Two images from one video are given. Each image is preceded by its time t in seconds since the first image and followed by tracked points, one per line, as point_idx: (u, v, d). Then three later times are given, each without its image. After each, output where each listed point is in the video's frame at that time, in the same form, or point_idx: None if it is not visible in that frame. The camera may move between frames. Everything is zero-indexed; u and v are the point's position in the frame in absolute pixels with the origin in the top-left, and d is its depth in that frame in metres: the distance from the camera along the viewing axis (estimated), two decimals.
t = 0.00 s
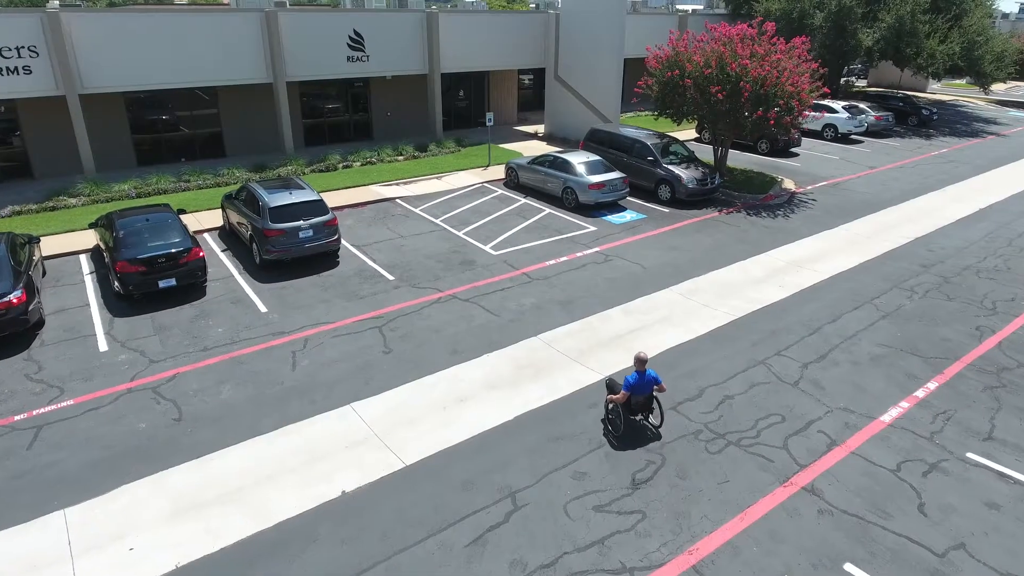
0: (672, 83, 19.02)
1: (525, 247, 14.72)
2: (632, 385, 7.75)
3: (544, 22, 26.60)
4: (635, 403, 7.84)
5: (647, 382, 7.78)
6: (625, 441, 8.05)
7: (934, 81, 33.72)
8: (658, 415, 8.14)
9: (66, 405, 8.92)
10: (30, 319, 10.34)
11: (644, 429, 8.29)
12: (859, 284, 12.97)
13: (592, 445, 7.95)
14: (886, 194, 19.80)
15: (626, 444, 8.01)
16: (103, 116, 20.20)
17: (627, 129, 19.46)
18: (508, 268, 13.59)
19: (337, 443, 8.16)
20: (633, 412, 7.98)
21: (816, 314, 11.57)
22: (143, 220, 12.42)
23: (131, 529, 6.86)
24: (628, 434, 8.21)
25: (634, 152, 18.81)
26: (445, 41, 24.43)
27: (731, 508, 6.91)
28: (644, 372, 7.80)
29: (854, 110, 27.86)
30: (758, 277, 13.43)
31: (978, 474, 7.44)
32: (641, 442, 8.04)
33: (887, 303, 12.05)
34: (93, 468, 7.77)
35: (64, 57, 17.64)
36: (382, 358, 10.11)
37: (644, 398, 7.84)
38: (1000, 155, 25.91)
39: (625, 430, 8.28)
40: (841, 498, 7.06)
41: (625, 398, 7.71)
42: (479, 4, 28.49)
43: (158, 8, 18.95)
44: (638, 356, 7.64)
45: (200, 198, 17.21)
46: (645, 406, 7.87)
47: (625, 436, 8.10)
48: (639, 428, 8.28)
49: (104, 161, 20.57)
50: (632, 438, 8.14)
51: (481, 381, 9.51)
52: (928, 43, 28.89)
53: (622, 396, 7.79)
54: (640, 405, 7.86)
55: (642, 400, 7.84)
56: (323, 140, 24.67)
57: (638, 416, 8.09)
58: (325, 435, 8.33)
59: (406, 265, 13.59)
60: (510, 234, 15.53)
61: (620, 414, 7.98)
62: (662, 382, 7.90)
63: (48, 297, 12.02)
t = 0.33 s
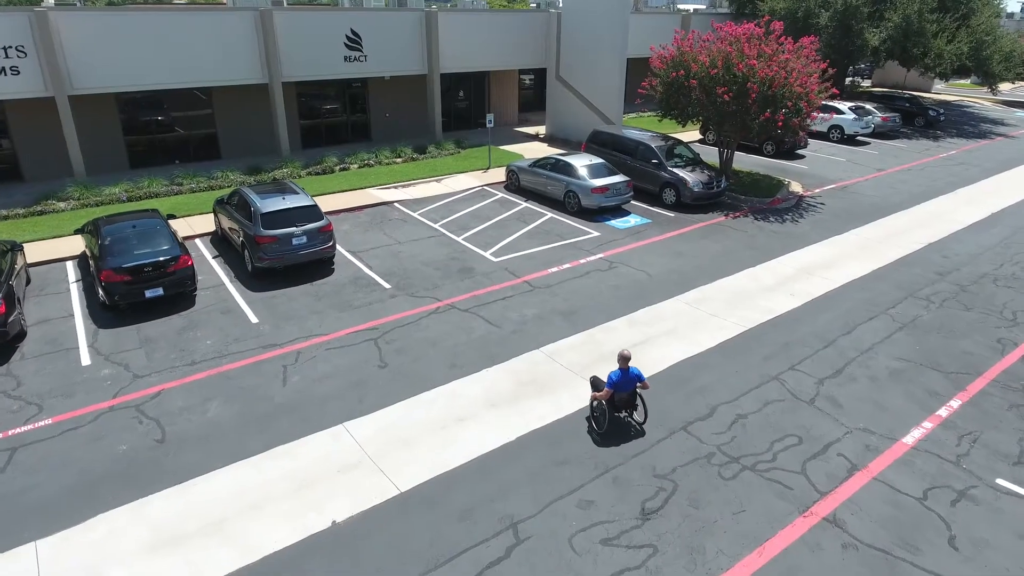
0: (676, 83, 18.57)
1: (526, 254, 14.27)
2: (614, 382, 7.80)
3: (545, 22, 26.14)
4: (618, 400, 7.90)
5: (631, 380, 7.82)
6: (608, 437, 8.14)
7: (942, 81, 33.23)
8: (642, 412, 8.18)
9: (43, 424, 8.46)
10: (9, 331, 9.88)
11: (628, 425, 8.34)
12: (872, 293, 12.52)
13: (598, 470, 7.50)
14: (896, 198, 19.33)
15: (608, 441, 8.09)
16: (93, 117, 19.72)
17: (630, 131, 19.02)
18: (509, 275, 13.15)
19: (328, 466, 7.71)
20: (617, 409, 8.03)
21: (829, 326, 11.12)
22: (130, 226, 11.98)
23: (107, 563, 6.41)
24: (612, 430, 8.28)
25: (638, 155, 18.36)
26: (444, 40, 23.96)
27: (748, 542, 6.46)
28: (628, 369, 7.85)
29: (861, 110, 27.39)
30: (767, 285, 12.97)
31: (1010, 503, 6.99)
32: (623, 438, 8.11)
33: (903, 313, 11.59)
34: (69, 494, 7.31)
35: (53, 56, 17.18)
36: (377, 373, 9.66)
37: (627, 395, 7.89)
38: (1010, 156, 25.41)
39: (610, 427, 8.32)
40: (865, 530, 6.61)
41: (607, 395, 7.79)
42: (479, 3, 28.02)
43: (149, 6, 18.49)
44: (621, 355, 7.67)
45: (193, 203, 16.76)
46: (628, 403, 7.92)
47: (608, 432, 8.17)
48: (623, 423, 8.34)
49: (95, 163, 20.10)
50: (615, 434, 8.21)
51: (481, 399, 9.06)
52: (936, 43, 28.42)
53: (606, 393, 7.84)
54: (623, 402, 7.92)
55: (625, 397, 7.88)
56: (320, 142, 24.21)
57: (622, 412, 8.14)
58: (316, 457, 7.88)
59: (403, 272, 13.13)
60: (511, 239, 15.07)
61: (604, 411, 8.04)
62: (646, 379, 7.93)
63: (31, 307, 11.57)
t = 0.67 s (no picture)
0: (682, 86, 18.09)
1: (527, 263, 13.81)
2: (596, 383, 7.89)
3: (547, 22, 25.66)
4: (600, 400, 7.98)
5: (612, 379, 7.93)
6: (590, 436, 8.21)
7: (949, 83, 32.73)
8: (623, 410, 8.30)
9: (19, 449, 8.01)
10: None
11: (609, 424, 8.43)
12: (887, 305, 12.05)
13: (606, 502, 7.05)
14: (907, 203, 18.84)
15: (591, 440, 8.15)
16: (85, 120, 19.27)
17: (634, 134, 18.56)
18: (509, 285, 12.69)
19: (317, 496, 7.26)
20: (599, 408, 8.11)
21: (843, 341, 10.66)
22: (116, 236, 11.54)
23: None
24: (593, 429, 8.35)
25: (642, 159, 17.90)
26: (443, 41, 23.49)
27: None
28: (609, 369, 7.95)
29: (868, 113, 26.91)
30: (777, 296, 12.51)
31: None
32: (606, 437, 8.19)
33: (920, 327, 11.13)
34: (42, 527, 6.87)
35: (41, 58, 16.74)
36: (372, 393, 9.20)
37: (609, 395, 7.98)
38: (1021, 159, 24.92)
39: (592, 427, 8.39)
40: (894, 570, 6.16)
41: (590, 395, 7.86)
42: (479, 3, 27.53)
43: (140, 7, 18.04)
44: (601, 355, 7.80)
45: (185, 209, 16.32)
46: (610, 402, 8.02)
47: (590, 431, 8.24)
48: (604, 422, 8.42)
49: (86, 167, 19.65)
50: (597, 433, 8.28)
51: (480, 420, 8.60)
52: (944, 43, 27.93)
53: (588, 393, 7.92)
54: (605, 401, 8.01)
55: (607, 396, 7.97)
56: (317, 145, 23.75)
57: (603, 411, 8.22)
58: (306, 486, 7.43)
59: (400, 282, 12.68)
60: (512, 247, 14.61)
61: (587, 411, 8.11)
62: (627, 378, 8.05)
63: (12, 320, 11.12)
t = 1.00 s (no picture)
0: (688, 88, 17.62)
1: (530, 272, 13.32)
2: (579, 380, 8.14)
3: (549, 22, 25.18)
4: (582, 397, 8.21)
5: (593, 376, 8.20)
6: (571, 433, 8.34)
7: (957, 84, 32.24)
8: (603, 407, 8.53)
9: None
10: None
11: (588, 422, 8.62)
12: (905, 318, 11.57)
13: (617, 540, 6.58)
14: (919, 208, 18.37)
15: (573, 437, 8.27)
16: (75, 122, 18.78)
17: (638, 137, 18.08)
18: (511, 297, 12.21)
19: (307, 531, 6.78)
20: (580, 406, 8.32)
21: (861, 358, 10.19)
22: (101, 247, 11.07)
23: None
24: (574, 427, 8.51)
25: (647, 163, 17.41)
26: (443, 42, 23.01)
27: None
28: (590, 367, 8.23)
29: (876, 114, 26.44)
30: (790, 308, 12.03)
31: None
32: (587, 433, 8.36)
33: (941, 342, 10.66)
34: (9, 567, 6.38)
35: (29, 59, 16.26)
36: (367, 415, 8.73)
37: (591, 392, 8.23)
38: None
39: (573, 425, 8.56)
40: None
41: (574, 392, 8.07)
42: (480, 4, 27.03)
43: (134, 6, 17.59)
44: (583, 353, 8.08)
45: (177, 215, 15.84)
46: (591, 399, 8.26)
47: (571, 428, 8.39)
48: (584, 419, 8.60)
49: (77, 170, 19.16)
50: (578, 430, 8.44)
51: (481, 446, 8.12)
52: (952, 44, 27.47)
53: (571, 390, 8.13)
54: (587, 398, 8.24)
55: (589, 393, 8.21)
56: (315, 148, 23.26)
57: (584, 408, 8.44)
58: (295, 519, 6.95)
59: (397, 294, 12.19)
60: (514, 256, 14.13)
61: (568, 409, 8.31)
62: (607, 376, 8.32)
63: None
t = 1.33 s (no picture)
0: (695, 91, 17.06)
1: (533, 283, 12.82)
2: (564, 375, 8.16)
3: (551, 23, 24.68)
4: (565, 395, 8.27)
5: (577, 373, 8.25)
6: (554, 432, 8.39)
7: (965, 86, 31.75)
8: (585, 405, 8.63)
9: None
10: None
11: (569, 421, 8.68)
12: (926, 334, 11.06)
13: None
14: (933, 214, 17.86)
15: (557, 437, 8.31)
16: (65, 126, 18.29)
17: (643, 142, 17.58)
18: (514, 310, 11.69)
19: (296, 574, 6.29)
20: (563, 403, 8.39)
21: (883, 379, 9.68)
22: (84, 259, 10.58)
23: None
24: (556, 425, 8.56)
25: (652, 169, 16.90)
26: (443, 43, 22.51)
27: None
28: (573, 363, 8.28)
29: (885, 117, 25.94)
30: (806, 322, 11.51)
31: None
32: (570, 432, 8.42)
33: (965, 361, 10.16)
34: None
35: (16, 62, 15.77)
36: (362, 441, 8.23)
37: (574, 389, 8.29)
38: None
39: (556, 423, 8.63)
40: None
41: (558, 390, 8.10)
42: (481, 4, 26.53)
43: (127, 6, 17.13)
44: (565, 351, 8.11)
45: (168, 223, 15.36)
46: (574, 396, 8.33)
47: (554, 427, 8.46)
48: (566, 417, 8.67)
49: (67, 176, 18.67)
50: (560, 429, 8.50)
51: (483, 476, 7.61)
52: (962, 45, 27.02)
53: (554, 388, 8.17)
54: (570, 395, 8.30)
55: (571, 391, 8.28)
56: (312, 151, 22.75)
57: (566, 406, 8.51)
58: (283, 560, 6.46)
59: (395, 307, 11.67)
60: (517, 266, 13.62)
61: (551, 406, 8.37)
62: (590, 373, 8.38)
63: None
